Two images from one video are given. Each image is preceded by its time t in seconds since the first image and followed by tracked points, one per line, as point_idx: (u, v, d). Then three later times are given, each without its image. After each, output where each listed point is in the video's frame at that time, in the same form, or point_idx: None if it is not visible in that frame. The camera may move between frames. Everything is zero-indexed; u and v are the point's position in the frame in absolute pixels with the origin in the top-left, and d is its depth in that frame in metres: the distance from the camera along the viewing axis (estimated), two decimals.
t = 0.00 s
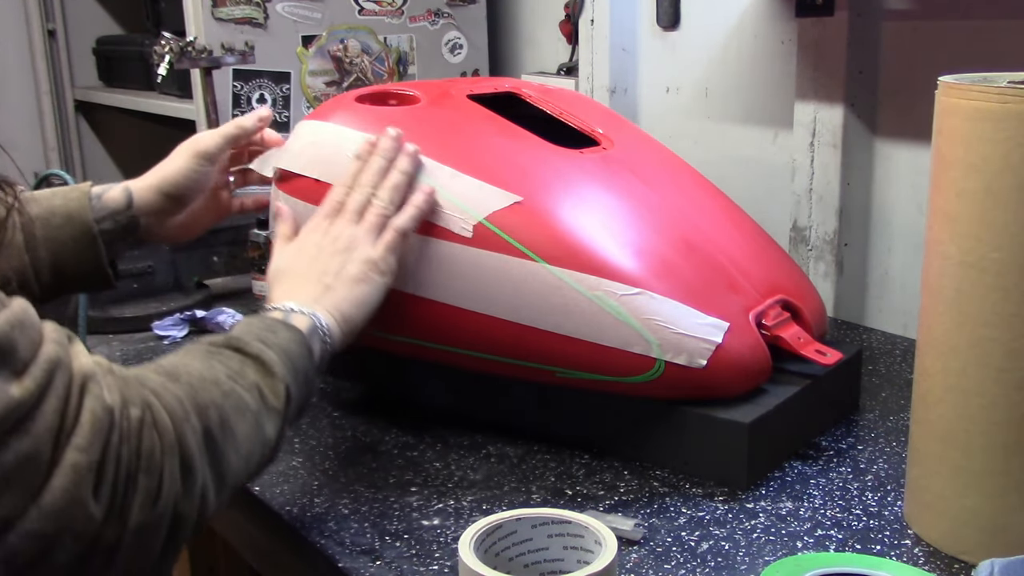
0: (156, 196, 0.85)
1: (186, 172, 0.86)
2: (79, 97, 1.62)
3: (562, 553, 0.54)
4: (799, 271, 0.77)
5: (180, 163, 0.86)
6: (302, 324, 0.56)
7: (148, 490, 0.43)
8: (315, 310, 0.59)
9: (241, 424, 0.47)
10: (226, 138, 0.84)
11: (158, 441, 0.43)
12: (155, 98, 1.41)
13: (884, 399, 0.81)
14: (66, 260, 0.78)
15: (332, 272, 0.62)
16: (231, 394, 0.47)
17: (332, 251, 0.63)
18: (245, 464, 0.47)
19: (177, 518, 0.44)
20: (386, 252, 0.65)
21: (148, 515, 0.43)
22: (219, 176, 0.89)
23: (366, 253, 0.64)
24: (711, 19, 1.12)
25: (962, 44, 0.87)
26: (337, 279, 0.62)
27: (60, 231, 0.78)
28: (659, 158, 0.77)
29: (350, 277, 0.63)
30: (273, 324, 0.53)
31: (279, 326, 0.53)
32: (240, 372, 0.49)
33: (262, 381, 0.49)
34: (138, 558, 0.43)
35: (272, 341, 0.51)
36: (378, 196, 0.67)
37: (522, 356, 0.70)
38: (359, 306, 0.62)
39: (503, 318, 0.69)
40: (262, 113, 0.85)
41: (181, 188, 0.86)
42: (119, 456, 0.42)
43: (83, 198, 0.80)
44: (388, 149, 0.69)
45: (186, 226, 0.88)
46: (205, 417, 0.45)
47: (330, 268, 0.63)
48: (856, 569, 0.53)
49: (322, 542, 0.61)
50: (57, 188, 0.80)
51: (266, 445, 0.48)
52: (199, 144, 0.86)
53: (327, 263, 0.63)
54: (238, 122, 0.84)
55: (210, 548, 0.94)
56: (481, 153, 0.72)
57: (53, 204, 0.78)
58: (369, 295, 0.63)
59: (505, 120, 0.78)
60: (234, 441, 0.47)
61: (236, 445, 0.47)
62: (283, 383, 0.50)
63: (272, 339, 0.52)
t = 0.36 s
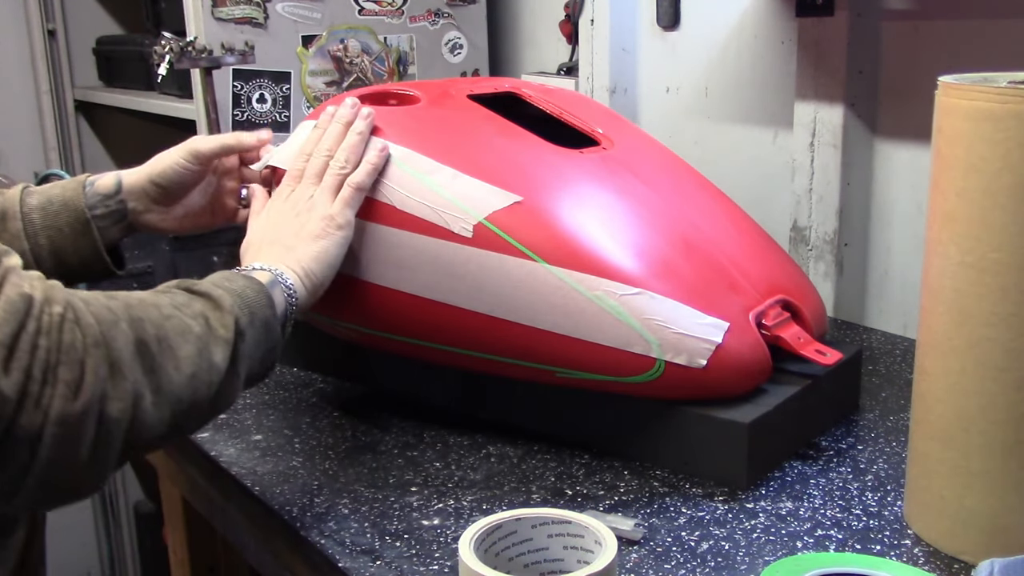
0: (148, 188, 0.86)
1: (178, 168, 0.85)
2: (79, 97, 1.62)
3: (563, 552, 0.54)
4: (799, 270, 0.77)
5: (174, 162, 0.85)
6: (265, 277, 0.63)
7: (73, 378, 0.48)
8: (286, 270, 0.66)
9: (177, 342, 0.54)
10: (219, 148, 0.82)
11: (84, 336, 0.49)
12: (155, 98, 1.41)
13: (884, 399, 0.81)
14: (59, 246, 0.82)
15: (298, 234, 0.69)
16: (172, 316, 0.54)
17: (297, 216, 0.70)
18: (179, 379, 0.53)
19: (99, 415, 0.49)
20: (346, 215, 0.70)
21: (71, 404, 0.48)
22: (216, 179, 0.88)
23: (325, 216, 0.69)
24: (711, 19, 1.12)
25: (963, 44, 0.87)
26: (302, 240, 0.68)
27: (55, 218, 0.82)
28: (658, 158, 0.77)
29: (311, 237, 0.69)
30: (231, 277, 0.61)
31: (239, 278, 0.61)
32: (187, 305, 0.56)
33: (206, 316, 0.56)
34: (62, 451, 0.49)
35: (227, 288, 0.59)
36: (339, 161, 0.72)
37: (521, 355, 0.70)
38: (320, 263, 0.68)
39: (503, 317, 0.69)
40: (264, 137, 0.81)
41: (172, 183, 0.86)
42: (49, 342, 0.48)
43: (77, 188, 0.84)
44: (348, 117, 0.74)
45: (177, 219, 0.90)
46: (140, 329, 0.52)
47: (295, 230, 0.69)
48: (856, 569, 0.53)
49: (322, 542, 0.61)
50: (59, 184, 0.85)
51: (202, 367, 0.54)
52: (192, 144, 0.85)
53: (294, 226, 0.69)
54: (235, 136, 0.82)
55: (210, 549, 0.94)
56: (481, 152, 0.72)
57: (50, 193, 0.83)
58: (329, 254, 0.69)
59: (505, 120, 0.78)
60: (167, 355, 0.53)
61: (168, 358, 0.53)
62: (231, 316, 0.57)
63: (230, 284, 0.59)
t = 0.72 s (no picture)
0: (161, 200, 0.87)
1: (188, 181, 0.85)
2: (79, 97, 1.62)
3: (563, 552, 0.54)
4: (799, 270, 0.77)
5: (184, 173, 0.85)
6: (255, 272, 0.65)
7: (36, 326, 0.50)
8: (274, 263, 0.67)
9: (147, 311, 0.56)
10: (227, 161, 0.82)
11: (51, 289, 0.51)
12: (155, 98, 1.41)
13: (884, 399, 0.81)
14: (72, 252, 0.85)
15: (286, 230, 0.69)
16: (146, 288, 0.57)
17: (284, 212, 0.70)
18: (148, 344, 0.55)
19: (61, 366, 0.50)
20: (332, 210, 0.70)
21: (33, 352, 0.49)
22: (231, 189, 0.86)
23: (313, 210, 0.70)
24: (711, 18, 1.12)
25: (963, 44, 0.87)
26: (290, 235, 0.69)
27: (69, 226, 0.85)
28: (658, 158, 0.77)
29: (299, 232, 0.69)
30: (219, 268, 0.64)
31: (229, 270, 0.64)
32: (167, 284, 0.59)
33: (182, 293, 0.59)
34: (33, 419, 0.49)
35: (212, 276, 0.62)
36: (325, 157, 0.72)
37: (521, 356, 0.70)
38: (309, 256, 0.68)
39: (502, 318, 0.69)
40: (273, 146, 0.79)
41: (184, 196, 0.86)
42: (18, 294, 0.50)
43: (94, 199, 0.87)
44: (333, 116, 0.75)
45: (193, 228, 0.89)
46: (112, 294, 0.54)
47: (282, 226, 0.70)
48: (856, 569, 0.53)
49: (322, 542, 0.61)
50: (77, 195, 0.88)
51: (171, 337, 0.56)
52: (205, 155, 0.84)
53: (281, 222, 0.70)
54: (244, 150, 0.81)
55: (210, 548, 0.94)
56: (481, 152, 0.72)
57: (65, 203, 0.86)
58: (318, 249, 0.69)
59: (505, 120, 0.78)
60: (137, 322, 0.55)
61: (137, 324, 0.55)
62: (207, 294, 0.60)
63: (214, 273, 0.62)
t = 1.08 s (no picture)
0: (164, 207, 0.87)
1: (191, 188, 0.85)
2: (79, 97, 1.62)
3: (563, 552, 0.54)
4: (799, 270, 0.77)
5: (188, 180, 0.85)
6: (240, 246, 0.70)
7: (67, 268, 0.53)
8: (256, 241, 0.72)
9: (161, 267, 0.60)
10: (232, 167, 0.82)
11: (74, 238, 0.55)
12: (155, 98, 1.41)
13: (884, 399, 0.81)
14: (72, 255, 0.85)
15: (253, 214, 0.73)
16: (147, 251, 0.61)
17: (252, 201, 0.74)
18: (164, 293, 0.59)
19: (91, 308, 0.54)
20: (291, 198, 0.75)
21: (69, 291, 0.53)
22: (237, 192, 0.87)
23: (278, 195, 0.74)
24: (711, 18, 1.12)
25: (963, 44, 0.87)
26: (257, 219, 0.73)
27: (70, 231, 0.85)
28: (658, 158, 0.77)
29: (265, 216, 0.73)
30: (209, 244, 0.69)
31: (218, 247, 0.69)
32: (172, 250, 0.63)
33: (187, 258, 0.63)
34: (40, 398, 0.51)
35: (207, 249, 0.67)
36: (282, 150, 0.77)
37: (520, 356, 0.70)
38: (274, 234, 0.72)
39: (502, 317, 0.69)
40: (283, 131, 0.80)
41: (188, 202, 0.86)
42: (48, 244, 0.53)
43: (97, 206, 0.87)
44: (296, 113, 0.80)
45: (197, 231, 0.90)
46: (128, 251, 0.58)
47: (251, 212, 0.73)
48: (856, 569, 0.53)
49: (323, 542, 0.61)
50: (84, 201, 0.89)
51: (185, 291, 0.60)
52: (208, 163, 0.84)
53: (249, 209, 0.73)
54: (250, 153, 0.82)
55: (210, 548, 0.94)
56: (481, 152, 0.72)
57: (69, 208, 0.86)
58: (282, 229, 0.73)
59: (505, 120, 0.78)
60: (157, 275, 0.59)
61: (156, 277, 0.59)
62: (200, 259, 0.64)
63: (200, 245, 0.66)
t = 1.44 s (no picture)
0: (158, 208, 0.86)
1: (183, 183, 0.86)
2: (79, 97, 1.62)
3: (563, 552, 0.54)
4: (799, 270, 0.77)
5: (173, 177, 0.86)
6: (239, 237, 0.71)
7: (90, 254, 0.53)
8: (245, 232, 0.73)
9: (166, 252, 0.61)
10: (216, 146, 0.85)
11: (86, 230, 0.54)
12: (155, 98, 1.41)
13: (884, 399, 0.81)
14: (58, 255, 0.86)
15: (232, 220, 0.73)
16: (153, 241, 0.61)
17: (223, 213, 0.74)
18: (177, 277, 0.59)
19: (116, 294, 0.54)
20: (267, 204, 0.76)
21: (95, 279, 0.53)
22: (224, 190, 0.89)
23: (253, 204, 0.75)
24: (711, 18, 1.12)
25: (963, 44, 0.87)
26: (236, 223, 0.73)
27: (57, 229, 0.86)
28: (658, 158, 0.77)
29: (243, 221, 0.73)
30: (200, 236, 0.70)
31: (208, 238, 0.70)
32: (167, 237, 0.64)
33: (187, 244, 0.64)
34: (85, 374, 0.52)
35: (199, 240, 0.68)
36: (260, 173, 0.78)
37: (520, 356, 0.70)
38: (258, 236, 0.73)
39: (501, 317, 0.69)
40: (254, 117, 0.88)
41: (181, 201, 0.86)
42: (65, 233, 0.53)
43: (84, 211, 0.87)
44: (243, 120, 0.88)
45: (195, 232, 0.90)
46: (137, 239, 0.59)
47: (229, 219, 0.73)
48: (856, 569, 0.53)
49: (323, 542, 0.61)
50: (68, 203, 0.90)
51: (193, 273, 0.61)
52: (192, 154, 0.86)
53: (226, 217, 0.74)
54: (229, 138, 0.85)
55: (210, 549, 0.94)
56: (482, 152, 0.72)
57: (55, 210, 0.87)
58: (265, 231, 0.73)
59: (505, 120, 0.78)
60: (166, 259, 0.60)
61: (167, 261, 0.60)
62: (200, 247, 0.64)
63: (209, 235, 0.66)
